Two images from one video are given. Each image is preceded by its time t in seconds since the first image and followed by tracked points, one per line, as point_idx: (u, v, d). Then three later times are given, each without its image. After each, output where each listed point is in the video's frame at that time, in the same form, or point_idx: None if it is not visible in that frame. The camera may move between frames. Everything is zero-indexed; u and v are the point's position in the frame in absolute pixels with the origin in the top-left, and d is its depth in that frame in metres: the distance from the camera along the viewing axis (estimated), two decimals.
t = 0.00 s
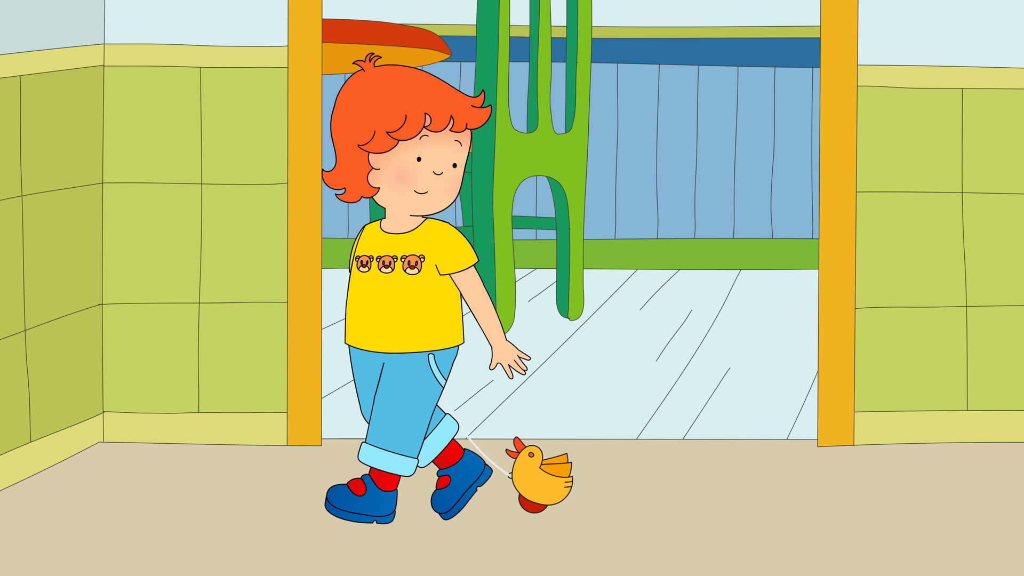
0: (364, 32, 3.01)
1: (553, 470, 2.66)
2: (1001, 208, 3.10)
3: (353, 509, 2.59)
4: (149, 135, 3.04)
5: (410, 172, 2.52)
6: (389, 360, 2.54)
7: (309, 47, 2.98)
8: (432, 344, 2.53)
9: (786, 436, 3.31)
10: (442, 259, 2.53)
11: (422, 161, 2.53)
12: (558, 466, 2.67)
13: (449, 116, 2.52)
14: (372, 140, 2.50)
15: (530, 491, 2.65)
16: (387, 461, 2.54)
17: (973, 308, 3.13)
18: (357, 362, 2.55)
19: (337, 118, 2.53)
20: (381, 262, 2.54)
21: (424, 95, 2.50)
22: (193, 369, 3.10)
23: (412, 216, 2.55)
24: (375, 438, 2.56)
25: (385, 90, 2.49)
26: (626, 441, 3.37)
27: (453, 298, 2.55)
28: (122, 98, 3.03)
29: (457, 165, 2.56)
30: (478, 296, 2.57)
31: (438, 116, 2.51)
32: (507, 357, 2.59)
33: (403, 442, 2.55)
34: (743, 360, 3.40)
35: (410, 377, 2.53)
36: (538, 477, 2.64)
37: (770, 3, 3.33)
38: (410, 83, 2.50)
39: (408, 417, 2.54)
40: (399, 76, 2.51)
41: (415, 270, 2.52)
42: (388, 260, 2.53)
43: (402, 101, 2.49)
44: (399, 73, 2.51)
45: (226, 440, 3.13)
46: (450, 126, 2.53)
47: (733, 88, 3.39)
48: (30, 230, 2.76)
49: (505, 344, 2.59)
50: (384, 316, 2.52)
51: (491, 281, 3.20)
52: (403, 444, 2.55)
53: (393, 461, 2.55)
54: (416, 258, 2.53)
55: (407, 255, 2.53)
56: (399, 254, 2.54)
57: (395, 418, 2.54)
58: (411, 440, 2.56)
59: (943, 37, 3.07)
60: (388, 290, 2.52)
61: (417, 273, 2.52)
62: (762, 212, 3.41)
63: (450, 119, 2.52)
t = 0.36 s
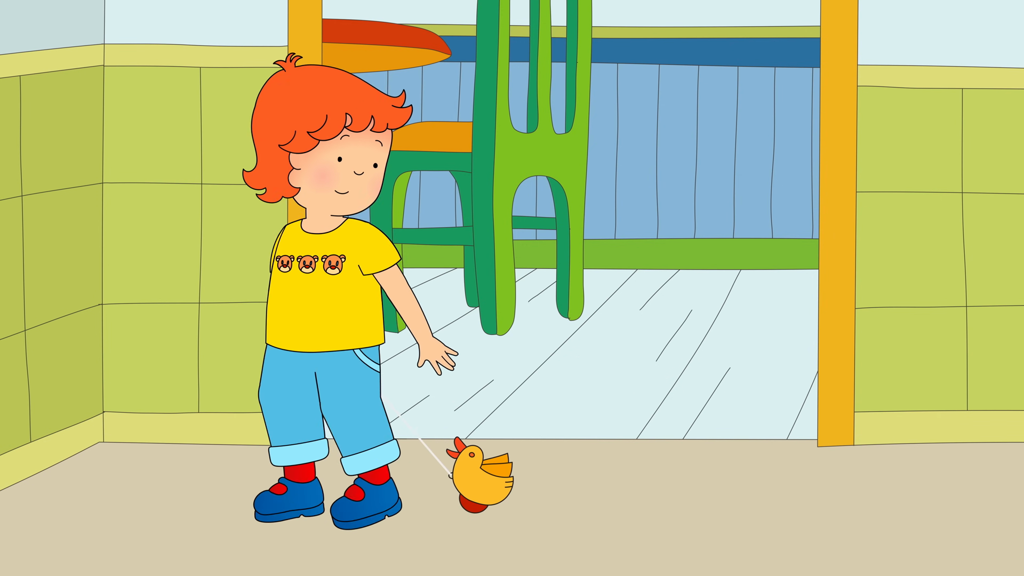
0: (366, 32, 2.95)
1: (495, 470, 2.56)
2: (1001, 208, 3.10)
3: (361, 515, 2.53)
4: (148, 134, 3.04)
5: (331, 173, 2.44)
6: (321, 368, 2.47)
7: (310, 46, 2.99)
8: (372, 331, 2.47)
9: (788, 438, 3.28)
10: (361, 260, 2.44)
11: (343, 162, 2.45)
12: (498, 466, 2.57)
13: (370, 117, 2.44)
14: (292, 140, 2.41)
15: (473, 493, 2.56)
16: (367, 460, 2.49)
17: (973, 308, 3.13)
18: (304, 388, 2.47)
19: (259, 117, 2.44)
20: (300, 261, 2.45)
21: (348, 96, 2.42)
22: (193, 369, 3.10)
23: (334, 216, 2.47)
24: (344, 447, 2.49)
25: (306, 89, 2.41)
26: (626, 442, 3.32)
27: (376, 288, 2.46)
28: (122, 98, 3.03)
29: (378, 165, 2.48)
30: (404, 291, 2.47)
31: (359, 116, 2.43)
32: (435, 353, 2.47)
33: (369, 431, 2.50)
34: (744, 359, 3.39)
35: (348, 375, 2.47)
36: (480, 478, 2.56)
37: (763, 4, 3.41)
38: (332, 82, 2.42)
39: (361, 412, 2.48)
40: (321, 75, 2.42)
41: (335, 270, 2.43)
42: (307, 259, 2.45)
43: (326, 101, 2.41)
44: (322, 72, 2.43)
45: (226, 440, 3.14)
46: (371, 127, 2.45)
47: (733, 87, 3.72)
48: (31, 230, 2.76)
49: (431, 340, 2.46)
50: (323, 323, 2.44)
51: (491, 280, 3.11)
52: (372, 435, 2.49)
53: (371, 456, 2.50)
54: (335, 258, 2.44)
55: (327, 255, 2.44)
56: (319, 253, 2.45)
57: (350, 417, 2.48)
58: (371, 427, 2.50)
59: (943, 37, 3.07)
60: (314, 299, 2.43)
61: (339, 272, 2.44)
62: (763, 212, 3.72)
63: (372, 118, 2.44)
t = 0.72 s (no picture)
0: (365, 32, 2.89)
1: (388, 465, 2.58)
2: (1001, 208, 3.10)
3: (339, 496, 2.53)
4: (148, 134, 3.04)
5: (363, 168, 2.46)
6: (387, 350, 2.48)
7: (310, 47, 2.99)
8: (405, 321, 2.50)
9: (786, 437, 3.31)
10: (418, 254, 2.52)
11: (373, 156, 2.46)
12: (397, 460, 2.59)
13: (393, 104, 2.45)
14: (319, 144, 2.43)
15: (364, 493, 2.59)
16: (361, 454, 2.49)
17: (973, 308, 3.13)
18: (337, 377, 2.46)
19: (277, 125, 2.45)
20: (344, 260, 2.46)
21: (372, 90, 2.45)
22: (193, 369, 3.10)
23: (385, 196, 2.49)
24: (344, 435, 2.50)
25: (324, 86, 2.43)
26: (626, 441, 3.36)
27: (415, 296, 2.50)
28: (122, 98, 3.03)
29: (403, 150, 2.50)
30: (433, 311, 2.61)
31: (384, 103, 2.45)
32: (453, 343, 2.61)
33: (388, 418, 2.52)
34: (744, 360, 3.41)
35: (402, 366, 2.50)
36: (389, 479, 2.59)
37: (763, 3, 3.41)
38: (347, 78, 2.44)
39: (373, 410, 2.49)
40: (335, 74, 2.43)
41: (404, 265, 2.48)
42: (353, 258, 2.46)
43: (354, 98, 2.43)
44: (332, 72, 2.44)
45: (226, 440, 3.14)
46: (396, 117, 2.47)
47: (733, 87, 3.57)
48: (30, 230, 2.75)
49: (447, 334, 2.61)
50: (368, 313, 2.45)
51: (491, 280, 3.11)
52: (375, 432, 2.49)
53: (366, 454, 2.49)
54: (382, 255, 2.47)
55: (373, 253, 2.47)
56: (365, 252, 2.47)
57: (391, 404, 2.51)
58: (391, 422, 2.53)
59: (943, 37, 3.07)
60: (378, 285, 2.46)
61: (383, 270, 2.47)
62: (763, 212, 3.58)
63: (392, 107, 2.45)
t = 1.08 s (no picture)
0: (364, 32, 2.93)
1: (110, 465, 2.67)
2: (1001, 208, 3.10)
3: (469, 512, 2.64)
4: (148, 134, 3.04)
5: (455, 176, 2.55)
6: (493, 363, 2.57)
7: (310, 47, 2.98)
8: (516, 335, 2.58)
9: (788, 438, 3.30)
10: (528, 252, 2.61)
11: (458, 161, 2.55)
12: (119, 458, 2.67)
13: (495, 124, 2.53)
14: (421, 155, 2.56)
15: (121, 493, 2.69)
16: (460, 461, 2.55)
17: (973, 308, 3.13)
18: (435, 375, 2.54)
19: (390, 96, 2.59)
20: (457, 260, 2.54)
21: (487, 103, 2.53)
22: (193, 369, 3.10)
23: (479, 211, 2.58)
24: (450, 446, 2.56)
25: (456, 86, 2.53)
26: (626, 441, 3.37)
27: (528, 300, 2.59)
28: (122, 98, 3.03)
29: (498, 167, 2.58)
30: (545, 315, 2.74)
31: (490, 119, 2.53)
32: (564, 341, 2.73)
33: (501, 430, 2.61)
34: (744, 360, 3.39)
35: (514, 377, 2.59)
36: (127, 476, 2.67)
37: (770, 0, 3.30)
38: (468, 84, 2.54)
39: (471, 413, 2.57)
40: (467, 75, 2.54)
41: (515, 266, 2.57)
42: (466, 258, 2.54)
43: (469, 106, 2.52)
44: (463, 74, 2.54)
45: (226, 440, 3.13)
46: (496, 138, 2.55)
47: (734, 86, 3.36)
48: (30, 230, 2.76)
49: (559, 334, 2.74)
50: (476, 320, 2.54)
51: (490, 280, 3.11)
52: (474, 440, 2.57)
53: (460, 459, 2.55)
54: (495, 256, 2.56)
55: (486, 253, 2.56)
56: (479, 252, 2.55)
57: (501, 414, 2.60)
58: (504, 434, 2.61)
59: (943, 37, 3.07)
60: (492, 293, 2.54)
61: (496, 270, 2.55)
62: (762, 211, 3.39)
63: (494, 129, 2.53)
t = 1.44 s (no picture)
0: (366, 33, 3.10)
1: (222, 465, 2.61)
2: (1001, 208, 3.10)
3: (621, 509, 2.58)
4: (148, 135, 3.04)
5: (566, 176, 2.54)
6: (608, 363, 2.52)
7: (310, 47, 2.98)
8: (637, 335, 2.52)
9: (787, 437, 3.29)
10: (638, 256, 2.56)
11: (571, 161, 2.52)
12: (229, 457, 2.62)
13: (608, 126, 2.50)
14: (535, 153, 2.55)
15: (234, 493, 2.60)
16: (549, 455, 2.53)
17: (973, 308, 3.13)
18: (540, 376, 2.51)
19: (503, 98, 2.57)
20: (572, 262, 2.51)
21: (603, 104, 2.50)
22: (193, 369, 3.10)
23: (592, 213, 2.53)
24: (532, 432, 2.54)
25: (570, 87, 2.51)
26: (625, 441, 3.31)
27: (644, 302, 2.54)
28: (122, 98, 3.03)
29: (612, 169, 2.54)
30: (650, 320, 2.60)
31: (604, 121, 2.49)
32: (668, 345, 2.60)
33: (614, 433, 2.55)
34: (745, 361, 3.79)
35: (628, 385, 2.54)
36: (240, 474, 2.61)
37: None
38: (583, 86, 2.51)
39: (575, 418, 2.52)
40: (578, 80, 2.51)
41: (631, 268, 2.53)
42: (579, 259, 2.50)
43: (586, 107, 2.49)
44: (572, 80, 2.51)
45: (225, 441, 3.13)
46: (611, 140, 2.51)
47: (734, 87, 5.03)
48: (30, 231, 2.76)
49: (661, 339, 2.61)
50: (597, 318, 2.49)
51: (491, 281, 3.23)
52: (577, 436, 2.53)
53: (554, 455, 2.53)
54: (610, 257, 2.51)
55: (600, 255, 2.51)
56: (592, 253, 2.51)
57: (618, 418, 2.54)
58: (622, 435, 2.55)
59: (943, 37, 3.07)
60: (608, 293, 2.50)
61: (609, 272, 2.51)
62: (765, 211, 5.07)
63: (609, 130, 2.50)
